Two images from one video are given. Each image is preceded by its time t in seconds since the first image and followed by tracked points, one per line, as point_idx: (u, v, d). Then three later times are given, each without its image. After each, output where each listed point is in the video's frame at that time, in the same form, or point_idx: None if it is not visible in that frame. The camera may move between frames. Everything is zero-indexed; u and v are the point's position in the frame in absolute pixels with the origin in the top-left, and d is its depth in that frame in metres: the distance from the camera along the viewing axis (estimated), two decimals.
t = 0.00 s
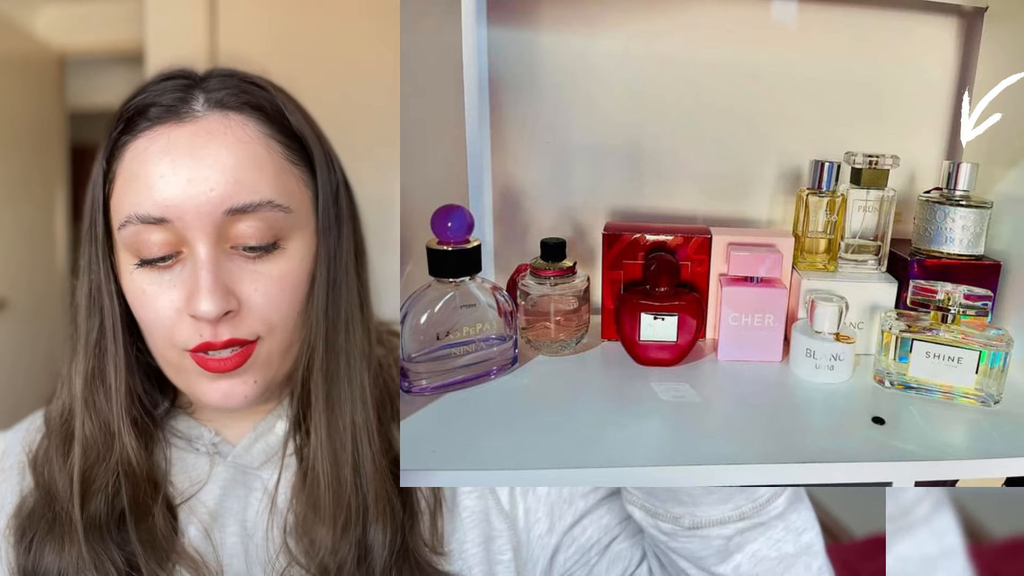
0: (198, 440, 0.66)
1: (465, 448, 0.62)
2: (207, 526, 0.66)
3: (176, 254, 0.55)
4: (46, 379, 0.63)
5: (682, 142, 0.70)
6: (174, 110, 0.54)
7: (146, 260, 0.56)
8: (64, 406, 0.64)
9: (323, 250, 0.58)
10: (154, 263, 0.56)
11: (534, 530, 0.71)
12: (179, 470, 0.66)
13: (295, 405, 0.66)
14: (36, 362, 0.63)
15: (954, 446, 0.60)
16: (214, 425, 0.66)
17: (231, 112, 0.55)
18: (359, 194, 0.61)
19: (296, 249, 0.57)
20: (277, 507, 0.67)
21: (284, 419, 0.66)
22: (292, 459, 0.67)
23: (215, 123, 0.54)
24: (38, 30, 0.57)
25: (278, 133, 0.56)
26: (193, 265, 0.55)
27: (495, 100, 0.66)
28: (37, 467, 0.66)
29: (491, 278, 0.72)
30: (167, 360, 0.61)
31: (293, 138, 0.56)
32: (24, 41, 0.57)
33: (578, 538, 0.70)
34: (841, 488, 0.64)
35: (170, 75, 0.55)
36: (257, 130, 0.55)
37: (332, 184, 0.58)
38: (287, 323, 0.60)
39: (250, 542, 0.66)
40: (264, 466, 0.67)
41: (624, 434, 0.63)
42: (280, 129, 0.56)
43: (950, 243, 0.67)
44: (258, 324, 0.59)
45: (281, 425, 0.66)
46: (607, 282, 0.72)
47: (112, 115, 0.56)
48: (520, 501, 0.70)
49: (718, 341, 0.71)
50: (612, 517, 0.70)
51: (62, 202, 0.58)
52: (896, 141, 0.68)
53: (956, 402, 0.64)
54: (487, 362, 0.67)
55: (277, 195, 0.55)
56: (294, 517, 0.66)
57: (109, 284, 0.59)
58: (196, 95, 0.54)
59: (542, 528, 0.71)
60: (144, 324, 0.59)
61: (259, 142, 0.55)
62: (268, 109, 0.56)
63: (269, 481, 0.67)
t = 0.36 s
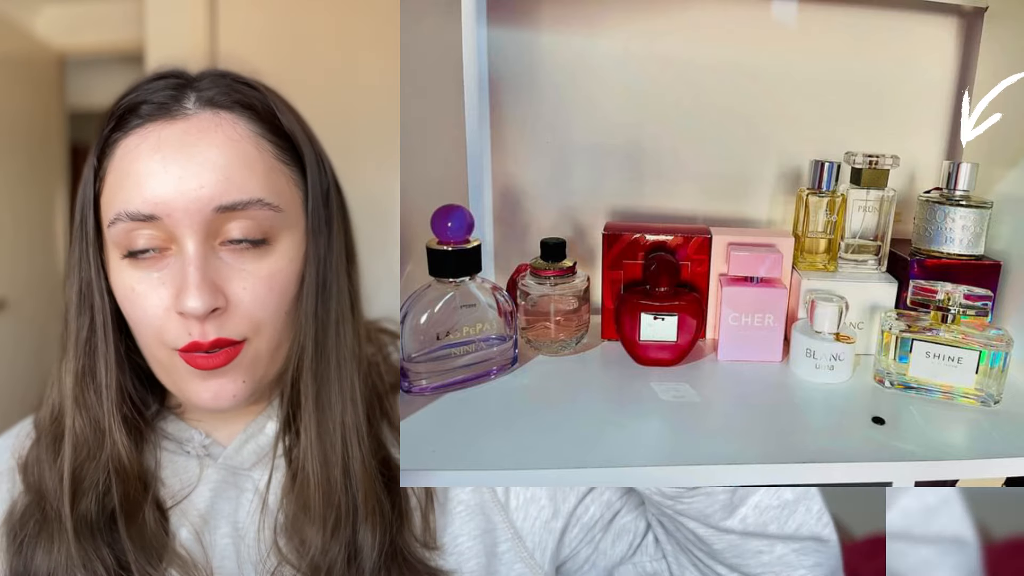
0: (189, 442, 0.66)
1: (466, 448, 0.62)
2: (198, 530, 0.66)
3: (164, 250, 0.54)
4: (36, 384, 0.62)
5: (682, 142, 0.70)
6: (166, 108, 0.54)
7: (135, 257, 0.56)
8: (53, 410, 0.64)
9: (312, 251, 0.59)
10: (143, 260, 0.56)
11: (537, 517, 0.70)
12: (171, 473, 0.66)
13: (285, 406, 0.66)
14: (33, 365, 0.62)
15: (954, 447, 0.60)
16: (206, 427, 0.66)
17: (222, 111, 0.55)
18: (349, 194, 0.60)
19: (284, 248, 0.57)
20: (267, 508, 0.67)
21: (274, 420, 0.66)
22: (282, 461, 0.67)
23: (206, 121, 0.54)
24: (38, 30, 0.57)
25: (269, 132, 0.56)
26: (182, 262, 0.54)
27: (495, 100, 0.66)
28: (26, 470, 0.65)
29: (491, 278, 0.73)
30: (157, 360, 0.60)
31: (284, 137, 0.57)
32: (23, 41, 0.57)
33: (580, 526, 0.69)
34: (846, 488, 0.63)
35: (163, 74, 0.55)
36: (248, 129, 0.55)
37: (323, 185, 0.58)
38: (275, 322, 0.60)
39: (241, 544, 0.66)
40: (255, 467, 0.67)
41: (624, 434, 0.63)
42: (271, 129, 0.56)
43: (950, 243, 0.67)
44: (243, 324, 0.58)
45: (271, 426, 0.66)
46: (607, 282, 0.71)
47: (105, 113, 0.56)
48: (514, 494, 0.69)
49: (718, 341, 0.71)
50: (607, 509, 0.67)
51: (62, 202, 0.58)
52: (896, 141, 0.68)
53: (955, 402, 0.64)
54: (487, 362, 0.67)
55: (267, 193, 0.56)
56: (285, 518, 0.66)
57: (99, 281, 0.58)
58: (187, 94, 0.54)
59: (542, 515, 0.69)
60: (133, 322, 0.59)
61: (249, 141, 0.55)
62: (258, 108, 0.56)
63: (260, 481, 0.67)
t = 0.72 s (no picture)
0: (184, 446, 0.65)
1: (465, 448, 0.62)
2: (193, 533, 0.65)
3: (162, 243, 0.54)
4: (29, 387, 0.62)
5: (682, 142, 0.70)
6: (166, 102, 0.54)
7: (132, 250, 0.56)
8: (47, 412, 0.63)
9: (310, 249, 0.58)
10: (140, 253, 0.55)
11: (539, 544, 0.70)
12: (166, 476, 0.65)
13: (283, 409, 0.64)
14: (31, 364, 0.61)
15: (954, 447, 0.60)
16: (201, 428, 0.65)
17: (222, 107, 0.55)
18: (345, 197, 0.59)
19: (282, 245, 0.58)
20: (264, 511, 0.65)
21: (271, 422, 0.65)
22: (279, 463, 0.66)
23: (206, 116, 0.54)
24: (38, 29, 0.57)
25: (266, 127, 0.56)
26: (180, 255, 0.55)
27: (495, 100, 0.68)
28: (21, 471, 0.64)
29: (491, 278, 0.73)
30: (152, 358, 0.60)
31: (282, 136, 0.56)
32: (23, 41, 0.57)
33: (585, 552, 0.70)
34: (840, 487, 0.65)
35: (166, 73, 0.55)
36: (247, 125, 0.55)
37: (320, 185, 0.58)
38: (272, 319, 0.59)
39: (236, 548, 0.65)
40: (251, 470, 0.66)
41: (624, 434, 0.63)
42: (270, 126, 0.56)
43: (950, 243, 0.67)
44: (241, 322, 0.58)
45: (268, 429, 0.65)
46: (607, 282, 0.71)
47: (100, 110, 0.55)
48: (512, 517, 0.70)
49: (718, 341, 0.71)
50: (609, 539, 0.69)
51: (62, 200, 0.57)
52: (896, 141, 0.69)
53: (955, 402, 0.64)
54: (487, 361, 0.67)
55: (266, 188, 0.56)
56: (282, 521, 0.65)
57: (93, 276, 0.58)
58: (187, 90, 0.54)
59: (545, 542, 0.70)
60: (127, 317, 0.59)
61: (249, 137, 0.55)
62: (258, 104, 0.56)
63: (256, 485, 0.66)
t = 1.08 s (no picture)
0: (185, 451, 0.61)
1: (465, 448, 0.62)
2: (197, 541, 0.62)
3: (150, 247, 0.54)
4: (26, 387, 0.60)
5: (682, 142, 0.70)
6: (151, 105, 0.54)
7: (124, 254, 0.55)
8: (43, 416, 0.61)
9: (305, 248, 0.57)
10: (131, 258, 0.55)
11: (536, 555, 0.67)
12: (167, 484, 0.62)
13: (288, 414, 0.61)
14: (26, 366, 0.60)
15: (954, 447, 0.60)
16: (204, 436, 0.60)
17: (207, 105, 0.54)
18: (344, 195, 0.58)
19: (275, 243, 0.56)
20: (271, 517, 0.62)
21: (276, 427, 0.61)
22: (286, 468, 0.62)
23: (191, 116, 0.53)
24: (38, 29, 0.57)
25: (253, 123, 0.54)
26: (169, 258, 0.54)
27: (495, 100, 0.68)
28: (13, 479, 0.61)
29: (491, 278, 0.73)
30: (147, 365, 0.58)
31: (272, 132, 0.55)
32: (24, 42, 0.57)
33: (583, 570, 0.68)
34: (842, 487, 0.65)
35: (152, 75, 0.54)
36: (233, 123, 0.54)
37: (313, 179, 0.57)
38: (269, 320, 0.57)
39: (241, 553, 0.63)
40: (256, 474, 0.62)
41: (624, 434, 0.63)
42: (259, 124, 0.55)
43: (950, 243, 0.66)
44: (238, 322, 0.56)
45: (275, 433, 0.61)
46: (607, 282, 0.71)
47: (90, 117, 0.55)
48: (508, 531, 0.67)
49: (718, 341, 0.71)
50: (615, 551, 0.68)
51: (62, 201, 0.56)
52: (896, 141, 0.69)
53: (955, 402, 0.64)
54: (487, 362, 0.67)
55: (256, 186, 0.54)
56: (288, 528, 0.63)
57: (86, 283, 0.57)
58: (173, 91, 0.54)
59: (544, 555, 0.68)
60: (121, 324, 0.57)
61: (237, 134, 0.54)
62: (245, 102, 0.55)
63: (261, 490, 0.62)
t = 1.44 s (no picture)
0: (196, 452, 0.61)
1: (466, 448, 0.63)
2: (208, 544, 0.63)
3: (202, 233, 0.54)
4: (21, 384, 0.60)
5: (682, 142, 0.70)
6: (211, 93, 0.54)
7: (171, 239, 0.55)
8: (55, 412, 0.61)
9: (345, 252, 0.58)
10: (180, 243, 0.55)
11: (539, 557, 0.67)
12: (178, 485, 0.62)
13: (302, 415, 0.62)
14: (31, 367, 0.60)
15: (954, 447, 0.60)
16: (213, 435, 0.61)
17: (269, 101, 0.55)
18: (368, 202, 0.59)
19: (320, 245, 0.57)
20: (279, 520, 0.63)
21: (287, 429, 0.62)
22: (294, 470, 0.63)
23: (253, 110, 0.55)
24: (38, 30, 0.57)
25: (309, 125, 0.56)
26: (221, 246, 0.54)
27: (495, 100, 0.68)
28: (18, 484, 0.61)
29: (491, 278, 0.73)
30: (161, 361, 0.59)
31: (324, 134, 0.56)
32: (24, 42, 0.57)
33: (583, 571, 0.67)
34: (840, 488, 0.65)
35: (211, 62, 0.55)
36: (293, 122, 0.55)
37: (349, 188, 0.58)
38: (308, 318, 0.59)
39: (251, 557, 0.63)
40: (266, 477, 0.63)
41: (624, 434, 0.63)
42: (314, 126, 0.56)
43: (950, 243, 0.66)
44: (279, 315, 0.58)
45: (283, 436, 0.62)
46: (607, 282, 0.71)
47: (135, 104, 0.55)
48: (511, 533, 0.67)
49: (718, 341, 0.71)
50: (614, 552, 0.67)
51: (62, 201, 0.57)
52: (896, 141, 0.69)
53: (956, 402, 0.64)
54: (487, 362, 0.67)
55: (311, 186, 0.56)
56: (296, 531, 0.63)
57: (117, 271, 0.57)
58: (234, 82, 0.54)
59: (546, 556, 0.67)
60: (156, 311, 0.57)
61: (295, 133, 0.55)
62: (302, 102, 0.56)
63: (270, 493, 0.63)
